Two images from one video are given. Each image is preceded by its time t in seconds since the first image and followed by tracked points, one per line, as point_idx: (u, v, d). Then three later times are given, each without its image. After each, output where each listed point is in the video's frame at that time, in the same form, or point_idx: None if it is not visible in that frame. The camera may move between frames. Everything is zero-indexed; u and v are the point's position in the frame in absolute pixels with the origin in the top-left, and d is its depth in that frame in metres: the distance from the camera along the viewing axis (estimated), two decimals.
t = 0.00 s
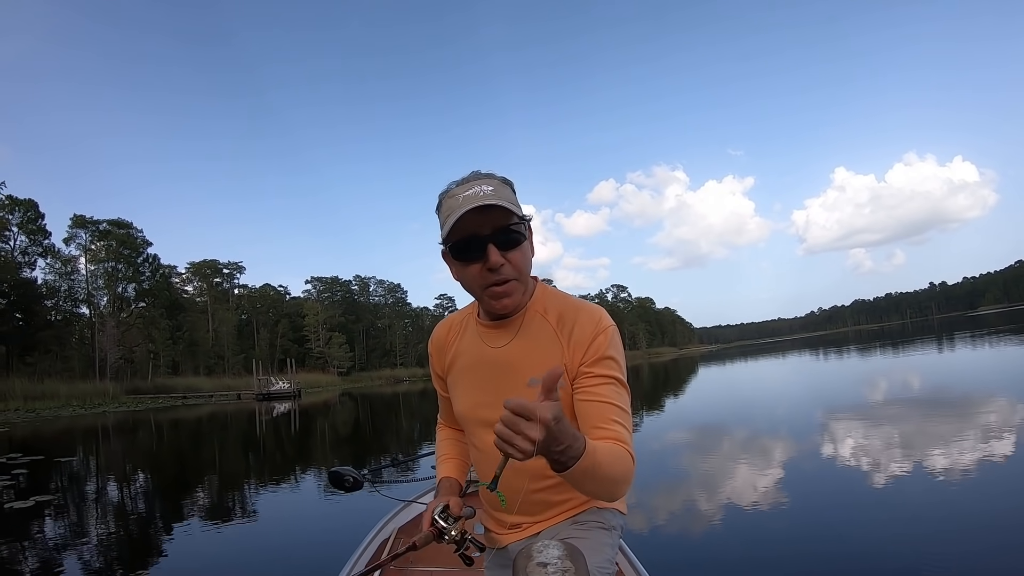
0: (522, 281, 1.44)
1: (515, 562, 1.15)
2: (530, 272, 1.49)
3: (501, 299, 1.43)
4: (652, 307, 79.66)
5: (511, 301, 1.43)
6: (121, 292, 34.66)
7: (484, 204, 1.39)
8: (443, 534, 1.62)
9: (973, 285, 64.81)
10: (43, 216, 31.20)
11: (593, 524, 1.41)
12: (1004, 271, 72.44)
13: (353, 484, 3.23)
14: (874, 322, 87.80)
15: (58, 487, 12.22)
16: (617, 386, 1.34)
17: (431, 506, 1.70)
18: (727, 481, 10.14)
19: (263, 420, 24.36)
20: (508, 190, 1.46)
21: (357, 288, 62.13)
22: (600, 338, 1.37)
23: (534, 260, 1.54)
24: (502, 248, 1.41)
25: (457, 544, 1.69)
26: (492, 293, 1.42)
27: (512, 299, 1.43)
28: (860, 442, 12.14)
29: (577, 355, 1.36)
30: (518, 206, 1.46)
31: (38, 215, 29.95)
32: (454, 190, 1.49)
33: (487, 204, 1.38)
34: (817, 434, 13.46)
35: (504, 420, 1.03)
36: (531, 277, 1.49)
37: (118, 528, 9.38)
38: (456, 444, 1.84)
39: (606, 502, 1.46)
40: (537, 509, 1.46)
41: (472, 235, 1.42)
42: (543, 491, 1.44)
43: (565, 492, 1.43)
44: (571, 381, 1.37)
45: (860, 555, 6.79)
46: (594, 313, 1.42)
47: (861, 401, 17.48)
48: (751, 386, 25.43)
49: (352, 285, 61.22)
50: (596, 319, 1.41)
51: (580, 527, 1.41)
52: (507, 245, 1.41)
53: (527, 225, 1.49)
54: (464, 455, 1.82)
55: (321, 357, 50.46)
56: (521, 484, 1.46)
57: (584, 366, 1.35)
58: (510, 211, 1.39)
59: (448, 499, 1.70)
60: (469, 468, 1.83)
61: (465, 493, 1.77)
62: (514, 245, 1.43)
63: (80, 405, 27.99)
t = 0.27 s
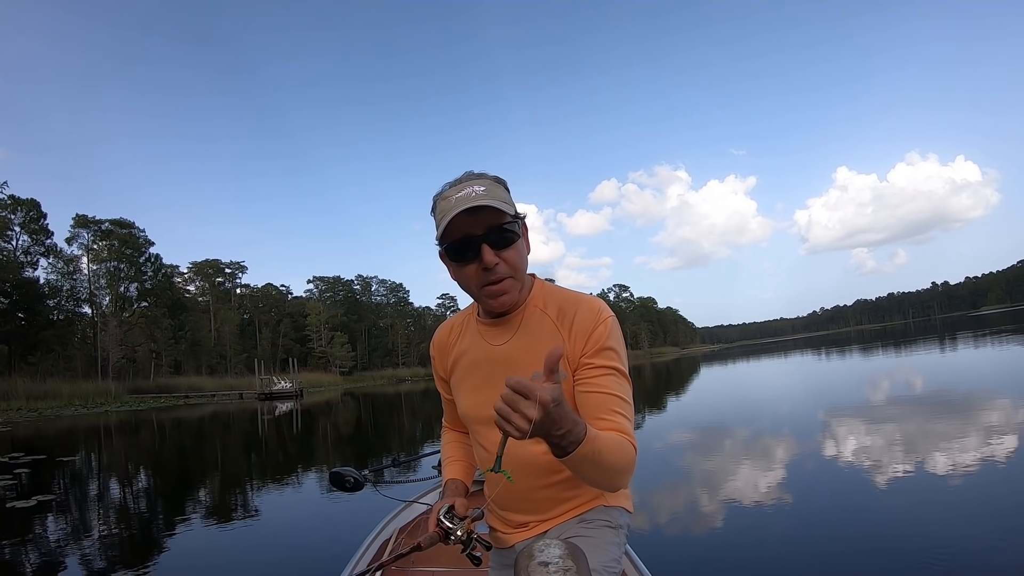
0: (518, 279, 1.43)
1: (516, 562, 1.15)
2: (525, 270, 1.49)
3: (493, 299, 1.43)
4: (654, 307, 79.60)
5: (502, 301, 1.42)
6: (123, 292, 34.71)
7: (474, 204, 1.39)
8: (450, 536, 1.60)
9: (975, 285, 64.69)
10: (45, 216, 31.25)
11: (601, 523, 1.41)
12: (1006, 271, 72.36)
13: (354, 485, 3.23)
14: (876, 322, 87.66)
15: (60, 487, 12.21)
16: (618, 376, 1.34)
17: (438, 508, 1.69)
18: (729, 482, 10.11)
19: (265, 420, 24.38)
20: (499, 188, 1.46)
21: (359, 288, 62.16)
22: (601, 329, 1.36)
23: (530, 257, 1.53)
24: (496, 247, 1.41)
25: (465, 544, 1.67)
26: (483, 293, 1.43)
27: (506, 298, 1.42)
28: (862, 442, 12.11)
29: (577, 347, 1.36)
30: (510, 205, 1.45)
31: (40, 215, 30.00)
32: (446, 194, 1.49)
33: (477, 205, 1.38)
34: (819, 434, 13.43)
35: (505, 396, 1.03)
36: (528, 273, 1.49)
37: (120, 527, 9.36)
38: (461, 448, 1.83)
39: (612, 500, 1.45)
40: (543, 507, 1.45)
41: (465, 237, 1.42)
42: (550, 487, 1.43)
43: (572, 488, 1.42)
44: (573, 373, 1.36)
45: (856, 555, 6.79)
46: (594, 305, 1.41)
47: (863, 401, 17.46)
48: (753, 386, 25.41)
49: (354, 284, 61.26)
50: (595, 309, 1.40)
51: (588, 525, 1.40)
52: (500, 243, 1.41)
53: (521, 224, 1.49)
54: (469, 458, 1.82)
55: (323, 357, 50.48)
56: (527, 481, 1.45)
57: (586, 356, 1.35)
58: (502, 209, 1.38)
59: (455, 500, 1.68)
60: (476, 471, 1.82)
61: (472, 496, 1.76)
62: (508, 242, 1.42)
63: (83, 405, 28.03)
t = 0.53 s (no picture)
0: (513, 279, 1.43)
1: (516, 561, 1.14)
2: (522, 270, 1.49)
3: (487, 298, 1.43)
4: (656, 306, 79.55)
5: (497, 299, 1.42)
6: (125, 292, 34.79)
7: (471, 204, 1.39)
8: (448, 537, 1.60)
9: (978, 285, 64.60)
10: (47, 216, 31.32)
11: (601, 523, 1.40)
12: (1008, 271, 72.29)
13: (354, 484, 3.23)
14: (878, 322, 87.58)
15: (62, 486, 12.21)
16: (615, 373, 1.33)
17: (435, 507, 1.68)
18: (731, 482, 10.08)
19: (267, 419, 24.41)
20: (498, 188, 1.46)
21: (361, 287, 62.25)
22: (597, 325, 1.36)
23: (525, 256, 1.53)
24: (492, 246, 1.40)
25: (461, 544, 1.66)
26: (478, 291, 1.43)
27: (500, 296, 1.43)
28: (864, 442, 12.11)
29: (574, 344, 1.35)
30: (507, 205, 1.45)
31: (43, 214, 30.07)
32: (444, 194, 1.49)
33: (472, 205, 1.38)
34: (821, 434, 13.44)
35: (498, 407, 1.01)
36: (523, 273, 1.48)
37: (121, 527, 9.35)
38: (461, 449, 1.83)
39: (612, 500, 1.45)
40: (543, 506, 1.45)
41: (462, 236, 1.42)
42: (550, 485, 1.43)
43: (572, 487, 1.42)
44: (570, 371, 1.36)
45: (854, 555, 6.79)
46: (590, 302, 1.41)
47: (865, 401, 17.48)
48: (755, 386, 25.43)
49: (356, 284, 61.33)
50: (591, 308, 1.40)
51: (587, 525, 1.40)
52: (496, 243, 1.41)
53: (518, 225, 1.49)
54: (469, 460, 1.81)
55: (325, 356, 50.54)
56: (525, 481, 1.45)
57: (583, 354, 1.34)
58: (498, 209, 1.38)
59: (453, 500, 1.68)
60: (475, 472, 1.82)
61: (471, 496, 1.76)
62: (504, 242, 1.42)
63: (84, 404, 28.06)
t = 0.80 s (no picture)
0: (506, 281, 1.42)
1: (513, 559, 1.14)
2: (520, 271, 1.48)
3: (483, 298, 1.43)
4: (657, 306, 79.46)
5: (493, 301, 1.42)
6: (127, 292, 34.86)
7: (472, 206, 1.38)
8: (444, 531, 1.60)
9: (980, 284, 64.49)
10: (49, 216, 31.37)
11: (596, 523, 1.41)
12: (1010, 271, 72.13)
13: (353, 483, 3.22)
14: (881, 322, 87.47)
15: (63, 486, 12.23)
16: (613, 374, 1.34)
17: (431, 504, 1.67)
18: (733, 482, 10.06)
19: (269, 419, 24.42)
20: (503, 189, 1.46)
21: (363, 287, 62.32)
22: (595, 327, 1.36)
23: (524, 257, 1.52)
24: (487, 248, 1.40)
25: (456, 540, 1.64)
26: (474, 292, 1.43)
27: (496, 297, 1.42)
28: (866, 442, 12.11)
29: (572, 345, 1.35)
30: (509, 207, 1.45)
31: (45, 215, 30.13)
32: (446, 193, 1.49)
33: (474, 206, 1.38)
34: (823, 434, 13.43)
35: (512, 378, 1.02)
36: (521, 275, 1.48)
37: (124, 527, 9.38)
38: (458, 447, 1.83)
39: (608, 501, 1.45)
40: (539, 506, 1.45)
41: (460, 234, 1.42)
42: (547, 484, 1.43)
43: (569, 486, 1.42)
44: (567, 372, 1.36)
45: (855, 555, 6.78)
46: (587, 305, 1.41)
47: (867, 400, 17.48)
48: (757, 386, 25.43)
49: (358, 284, 61.38)
50: (588, 309, 1.40)
51: (583, 526, 1.40)
52: (494, 246, 1.40)
53: (518, 226, 1.49)
54: (466, 458, 1.82)
55: (327, 356, 50.60)
56: (524, 479, 1.44)
57: (581, 355, 1.34)
58: (498, 214, 1.38)
59: (450, 497, 1.68)
60: (471, 471, 1.82)
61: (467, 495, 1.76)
62: (503, 244, 1.41)
63: (86, 405, 28.09)
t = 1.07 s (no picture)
0: (517, 281, 1.43)
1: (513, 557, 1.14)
2: (530, 272, 1.48)
3: (494, 295, 1.42)
4: (659, 305, 79.36)
5: (504, 298, 1.43)
6: (129, 293, 34.90)
7: (492, 199, 1.38)
8: (439, 532, 1.55)
9: (982, 283, 64.32)
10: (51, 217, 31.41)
11: (593, 527, 1.41)
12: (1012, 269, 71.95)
13: (353, 484, 3.22)
14: (883, 321, 87.32)
15: (66, 487, 12.26)
16: (614, 388, 1.36)
17: (428, 503, 1.66)
18: (735, 482, 10.04)
19: (271, 420, 24.44)
20: (522, 189, 1.46)
21: (365, 288, 62.36)
22: (598, 338, 1.37)
23: (535, 258, 1.52)
24: (502, 245, 1.40)
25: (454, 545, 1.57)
26: (485, 288, 1.43)
27: (504, 296, 1.42)
28: (868, 441, 12.08)
29: (575, 353, 1.36)
30: (528, 206, 1.44)
31: (46, 216, 30.16)
32: (467, 182, 1.48)
33: (494, 200, 1.37)
34: (825, 433, 13.41)
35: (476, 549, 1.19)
36: (530, 276, 1.49)
37: (127, 527, 9.42)
38: (457, 447, 1.83)
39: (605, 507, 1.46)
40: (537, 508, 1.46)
41: (476, 229, 1.42)
42: (545, 487, 1.43)
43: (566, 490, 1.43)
44: (567, 381, 1.37)
45: (857, 555, 6.76)
46: (592, 312, 1.42)
47: (869, 399, 17.45)
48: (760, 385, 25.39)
49: (360, 284, 61.41)
50: (592, 319, 1.40)
51: (580, 529, 1.40)
52: (509, 243, 1.40)
53: (533, 227, 1.49)
54: (465, 458, 1.82)
55: (329, 356, 50.62)
56: (523, 479, 1.44)
57: (582, 366, 1.36)
58: (518, 210, 1.38)
59: (447, 498, 1.67)
60: (469, 471, 1.82)
61: (463, 494, 1.76)
62: (517, 243, 1.41)
63: (89, 405, 28.12)
